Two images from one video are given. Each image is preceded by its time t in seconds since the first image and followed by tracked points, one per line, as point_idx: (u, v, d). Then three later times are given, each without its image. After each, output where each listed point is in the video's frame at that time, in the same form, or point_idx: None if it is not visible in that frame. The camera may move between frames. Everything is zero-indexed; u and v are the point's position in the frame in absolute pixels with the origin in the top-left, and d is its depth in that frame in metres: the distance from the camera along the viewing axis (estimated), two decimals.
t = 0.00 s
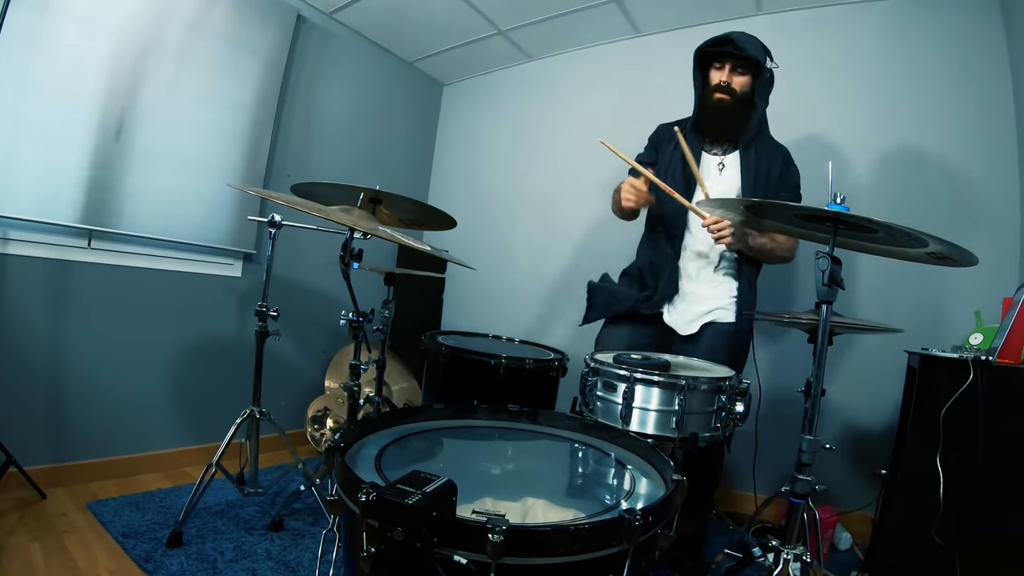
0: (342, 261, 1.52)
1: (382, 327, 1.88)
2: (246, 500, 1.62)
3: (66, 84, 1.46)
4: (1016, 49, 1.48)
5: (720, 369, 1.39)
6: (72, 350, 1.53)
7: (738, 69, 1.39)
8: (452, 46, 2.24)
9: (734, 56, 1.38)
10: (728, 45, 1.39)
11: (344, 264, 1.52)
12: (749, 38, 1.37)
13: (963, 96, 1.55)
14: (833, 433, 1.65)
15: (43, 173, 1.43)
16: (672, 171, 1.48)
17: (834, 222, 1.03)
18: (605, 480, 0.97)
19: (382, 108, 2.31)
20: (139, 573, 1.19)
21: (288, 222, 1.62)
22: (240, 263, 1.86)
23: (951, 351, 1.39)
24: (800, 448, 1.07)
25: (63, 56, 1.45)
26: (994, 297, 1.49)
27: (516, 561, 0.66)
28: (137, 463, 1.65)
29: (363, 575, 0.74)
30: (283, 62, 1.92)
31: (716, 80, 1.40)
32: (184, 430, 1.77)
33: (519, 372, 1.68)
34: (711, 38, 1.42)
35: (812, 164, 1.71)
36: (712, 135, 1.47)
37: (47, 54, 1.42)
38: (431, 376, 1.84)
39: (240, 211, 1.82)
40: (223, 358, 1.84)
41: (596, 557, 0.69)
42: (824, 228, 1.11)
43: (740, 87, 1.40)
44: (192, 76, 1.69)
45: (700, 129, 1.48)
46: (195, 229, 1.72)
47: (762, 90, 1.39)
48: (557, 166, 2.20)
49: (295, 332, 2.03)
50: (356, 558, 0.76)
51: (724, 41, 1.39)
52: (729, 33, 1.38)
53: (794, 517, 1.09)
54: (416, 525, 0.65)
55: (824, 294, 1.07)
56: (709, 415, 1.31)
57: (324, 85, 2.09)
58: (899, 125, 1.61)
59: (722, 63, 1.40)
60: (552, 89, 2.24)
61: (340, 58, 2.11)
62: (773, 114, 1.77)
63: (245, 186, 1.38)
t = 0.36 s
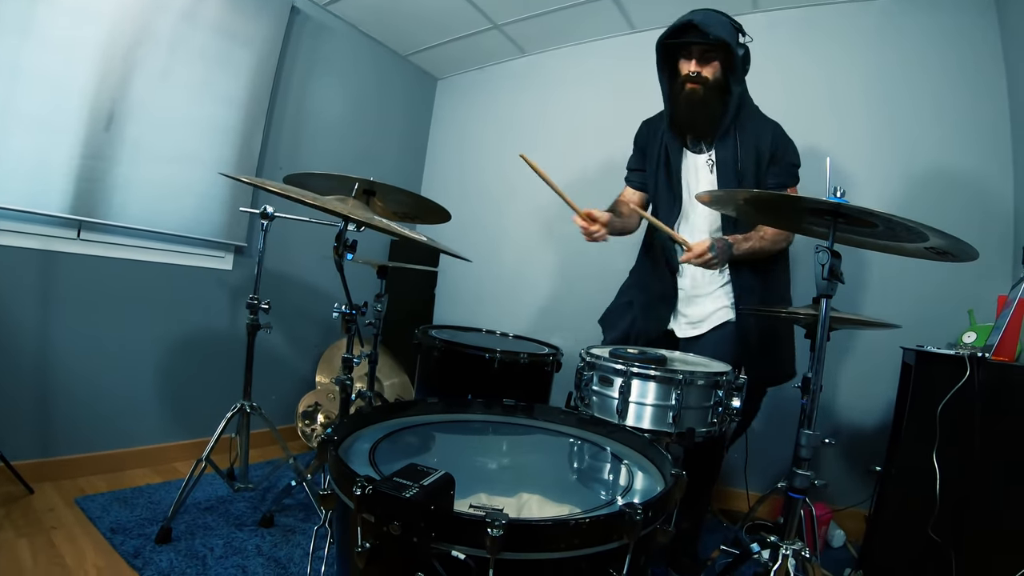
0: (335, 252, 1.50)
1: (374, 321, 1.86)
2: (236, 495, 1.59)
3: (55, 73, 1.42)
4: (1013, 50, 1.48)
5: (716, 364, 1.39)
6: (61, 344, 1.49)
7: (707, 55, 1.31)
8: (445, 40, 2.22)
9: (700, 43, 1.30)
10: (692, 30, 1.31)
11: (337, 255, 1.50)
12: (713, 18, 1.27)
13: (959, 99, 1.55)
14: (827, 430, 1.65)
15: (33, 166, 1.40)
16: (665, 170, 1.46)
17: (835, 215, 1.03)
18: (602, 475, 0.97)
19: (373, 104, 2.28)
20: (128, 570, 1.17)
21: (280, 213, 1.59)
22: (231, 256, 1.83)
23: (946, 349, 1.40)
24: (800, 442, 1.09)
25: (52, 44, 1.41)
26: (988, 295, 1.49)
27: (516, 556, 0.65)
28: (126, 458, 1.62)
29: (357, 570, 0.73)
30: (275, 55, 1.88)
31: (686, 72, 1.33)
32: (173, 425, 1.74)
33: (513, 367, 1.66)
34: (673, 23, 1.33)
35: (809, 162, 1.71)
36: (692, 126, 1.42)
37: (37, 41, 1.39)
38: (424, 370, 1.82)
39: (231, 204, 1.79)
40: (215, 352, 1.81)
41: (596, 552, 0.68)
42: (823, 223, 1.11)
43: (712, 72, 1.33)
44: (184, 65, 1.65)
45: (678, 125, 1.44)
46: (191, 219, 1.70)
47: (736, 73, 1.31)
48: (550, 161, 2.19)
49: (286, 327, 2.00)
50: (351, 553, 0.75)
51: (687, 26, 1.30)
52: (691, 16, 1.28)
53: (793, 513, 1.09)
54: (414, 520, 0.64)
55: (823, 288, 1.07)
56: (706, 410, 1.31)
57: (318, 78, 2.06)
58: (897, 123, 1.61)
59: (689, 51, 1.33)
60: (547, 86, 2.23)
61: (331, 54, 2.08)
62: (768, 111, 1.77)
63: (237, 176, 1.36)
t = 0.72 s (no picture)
0: (326, 247, 1.49)
1: (366, 316, 1.85)
2: (226, 491, 1.59)
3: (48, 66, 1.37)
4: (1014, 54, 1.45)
5: (710, 363, 1.41)
6: (51, 338, 1.48)
7: (620, 83, 1.32)
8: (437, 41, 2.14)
9: (610, 75, 1.31)
10: (598, 61, 1.31)
11: (329, 250, 1.49)
12: (616, 48, 1.26)
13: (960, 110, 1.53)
14: (821, 428, 1.65)
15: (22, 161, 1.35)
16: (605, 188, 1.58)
17: (829, 212, 1.04)
18: (593, 473, 0.96)
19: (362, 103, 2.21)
20: (118, 565, 1.16)
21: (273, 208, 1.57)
22: (223, 250, 1.81)
23: (939, 349, 1.39)
24: (793, 442, 1.11)
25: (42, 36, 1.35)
26: (982, 297, 1.48)
27: (504, 555, 0.65)
28: (115, 454, 1.61)
29: (345, 568, 0.72)
30: (268, 51, 1.86)
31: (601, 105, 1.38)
32: (164, 421, 1.72)
33: (505, 363, 1.65)
34: (576, 58, 1.32)
35: (804, 163, 1.70)
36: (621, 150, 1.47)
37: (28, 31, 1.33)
38: (417, 366, 1.81)
39: (223, 198, 1.77)
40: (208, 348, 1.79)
41: (587, 551, 0.67)
42: (818, 220, 1.12)
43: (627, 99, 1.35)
44: (175, 58, 1.63)
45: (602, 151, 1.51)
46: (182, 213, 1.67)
47: (650, 95, 1.35)
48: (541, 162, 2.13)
49: (278, 322, 1.98)
50: (339, 551, 0.74)
51: (592, 62, 1.31)
52: (592, 50, 1.28)
53: (784, 513, 1.13)
54: (402, 518, 0.63)
55: (818, 287, 1.07)
56: (699, 409, 1.31)
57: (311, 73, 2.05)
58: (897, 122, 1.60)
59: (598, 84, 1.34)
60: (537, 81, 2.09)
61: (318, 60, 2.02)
62: (764, 111, 1.75)
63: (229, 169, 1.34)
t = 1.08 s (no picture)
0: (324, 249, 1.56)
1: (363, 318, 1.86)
2: (221, 492, 1.59)
3: None
4: (1018, 62, 1.47)
5: (704, 365, 1.44)
6: (44, 339, 1.46)
7: (626, 110, 1.24)
8: (426, 41, 1.87)
9: (615, 100, 1.20)
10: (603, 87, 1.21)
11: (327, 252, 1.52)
12: (623, 73, 1.17)
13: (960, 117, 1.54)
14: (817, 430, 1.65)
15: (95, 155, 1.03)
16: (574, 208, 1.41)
17: (822, 214, 1.07)
18: (588, 474, 0.97)
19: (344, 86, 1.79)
20: (110, 565, 1.17)
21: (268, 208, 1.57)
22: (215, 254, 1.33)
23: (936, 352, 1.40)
24: (788, 444, 1.12)
25: None
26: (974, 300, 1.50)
27: (500, 555, 0.65)
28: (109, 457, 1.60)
29: (341, 568, 0.73)
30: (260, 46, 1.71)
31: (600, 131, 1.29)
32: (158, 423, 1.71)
33: (500, 365, 1.66)
34: (578, 85, 1.20)
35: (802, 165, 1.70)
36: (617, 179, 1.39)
37: None
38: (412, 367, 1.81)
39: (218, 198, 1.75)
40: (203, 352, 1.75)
41: (582, 551, 0.68)
42: (814, 223, 1.15)
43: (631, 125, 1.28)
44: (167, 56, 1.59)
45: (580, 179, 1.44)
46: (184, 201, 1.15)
47: (654, 125, 1.30)
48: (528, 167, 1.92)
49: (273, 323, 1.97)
50: (335, 551, 0.74)
51: (596, 85, 1.18)
52: (599, 74, 1.17)
53: (779, 515, 1.14)
54: (397, 518, 0.63)
55: (813, 289, 1.09)
56: (694, 411, 1.35)
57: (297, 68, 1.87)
58: (897, 125, 1.59)
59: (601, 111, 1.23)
60: (527, 78, 1.82)
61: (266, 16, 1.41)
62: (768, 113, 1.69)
63: (233, 167, 1.39)
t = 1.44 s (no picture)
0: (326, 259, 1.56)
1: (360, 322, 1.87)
2: (219, 496, 1.61)
3: None
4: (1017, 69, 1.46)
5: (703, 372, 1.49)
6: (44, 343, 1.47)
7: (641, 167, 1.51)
8: (428, 45, 1.74)
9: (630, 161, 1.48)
10: (614, 144, 1.48)
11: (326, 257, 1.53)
12: (637, 134, 1.45)
13: (954, 125, 1.53)
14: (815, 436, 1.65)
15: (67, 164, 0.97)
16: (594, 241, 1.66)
17: (816, 221, 1.28)
18: (586, 479, 1.00)
19: (322, 70, 1.45)
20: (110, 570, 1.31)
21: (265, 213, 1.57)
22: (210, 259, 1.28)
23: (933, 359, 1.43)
24: (785, 450, 1.19)
25: None
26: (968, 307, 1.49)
27: (498, 561, 0.65)
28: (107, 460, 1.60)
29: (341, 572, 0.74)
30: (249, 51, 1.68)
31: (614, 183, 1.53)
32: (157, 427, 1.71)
33: (498, 371, 1.67)
34: (596, 140, 1.48)
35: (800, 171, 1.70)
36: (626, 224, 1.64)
37: None
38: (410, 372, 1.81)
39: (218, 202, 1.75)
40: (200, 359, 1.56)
41: (581, 556, 0.68)
42: (811, 232, 1.38)
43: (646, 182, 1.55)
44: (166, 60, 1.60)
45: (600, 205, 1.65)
46: (214, 208, 1.07)
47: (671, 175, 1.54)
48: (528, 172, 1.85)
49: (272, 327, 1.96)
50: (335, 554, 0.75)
51: (607, 145, 1.47)
52: (610, 135, 1.46)
53: (775, 520, 1.20)
54: (397, 521, 0.65)
55: (811, 295, 1.27)
56: (691, 416, 1.42)
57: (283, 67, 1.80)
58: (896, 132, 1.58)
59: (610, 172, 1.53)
60: (527, 84, 1.78)
61: (262, 17, 1.20)
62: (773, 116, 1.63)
63: (230, 166, 1.19)
